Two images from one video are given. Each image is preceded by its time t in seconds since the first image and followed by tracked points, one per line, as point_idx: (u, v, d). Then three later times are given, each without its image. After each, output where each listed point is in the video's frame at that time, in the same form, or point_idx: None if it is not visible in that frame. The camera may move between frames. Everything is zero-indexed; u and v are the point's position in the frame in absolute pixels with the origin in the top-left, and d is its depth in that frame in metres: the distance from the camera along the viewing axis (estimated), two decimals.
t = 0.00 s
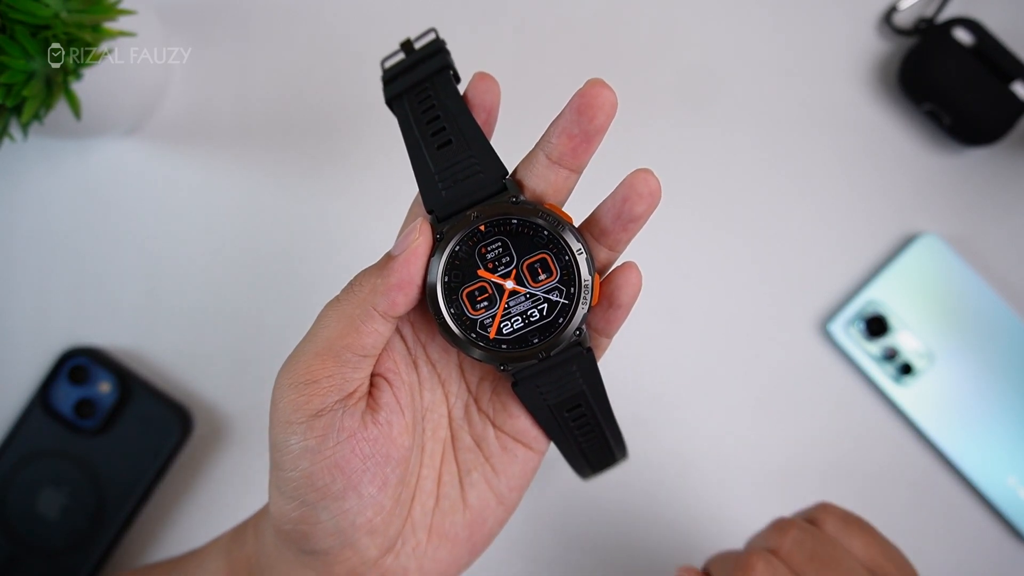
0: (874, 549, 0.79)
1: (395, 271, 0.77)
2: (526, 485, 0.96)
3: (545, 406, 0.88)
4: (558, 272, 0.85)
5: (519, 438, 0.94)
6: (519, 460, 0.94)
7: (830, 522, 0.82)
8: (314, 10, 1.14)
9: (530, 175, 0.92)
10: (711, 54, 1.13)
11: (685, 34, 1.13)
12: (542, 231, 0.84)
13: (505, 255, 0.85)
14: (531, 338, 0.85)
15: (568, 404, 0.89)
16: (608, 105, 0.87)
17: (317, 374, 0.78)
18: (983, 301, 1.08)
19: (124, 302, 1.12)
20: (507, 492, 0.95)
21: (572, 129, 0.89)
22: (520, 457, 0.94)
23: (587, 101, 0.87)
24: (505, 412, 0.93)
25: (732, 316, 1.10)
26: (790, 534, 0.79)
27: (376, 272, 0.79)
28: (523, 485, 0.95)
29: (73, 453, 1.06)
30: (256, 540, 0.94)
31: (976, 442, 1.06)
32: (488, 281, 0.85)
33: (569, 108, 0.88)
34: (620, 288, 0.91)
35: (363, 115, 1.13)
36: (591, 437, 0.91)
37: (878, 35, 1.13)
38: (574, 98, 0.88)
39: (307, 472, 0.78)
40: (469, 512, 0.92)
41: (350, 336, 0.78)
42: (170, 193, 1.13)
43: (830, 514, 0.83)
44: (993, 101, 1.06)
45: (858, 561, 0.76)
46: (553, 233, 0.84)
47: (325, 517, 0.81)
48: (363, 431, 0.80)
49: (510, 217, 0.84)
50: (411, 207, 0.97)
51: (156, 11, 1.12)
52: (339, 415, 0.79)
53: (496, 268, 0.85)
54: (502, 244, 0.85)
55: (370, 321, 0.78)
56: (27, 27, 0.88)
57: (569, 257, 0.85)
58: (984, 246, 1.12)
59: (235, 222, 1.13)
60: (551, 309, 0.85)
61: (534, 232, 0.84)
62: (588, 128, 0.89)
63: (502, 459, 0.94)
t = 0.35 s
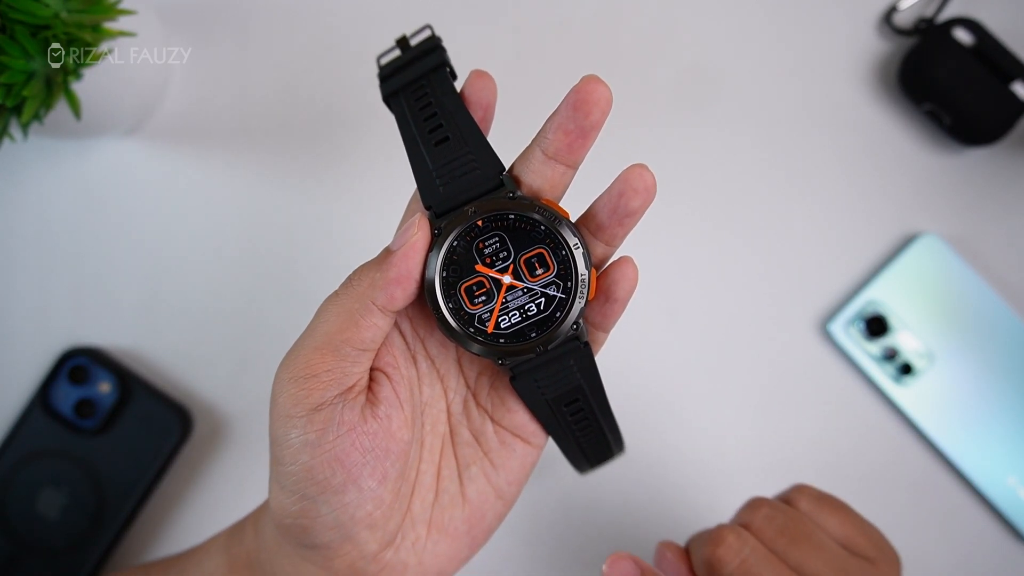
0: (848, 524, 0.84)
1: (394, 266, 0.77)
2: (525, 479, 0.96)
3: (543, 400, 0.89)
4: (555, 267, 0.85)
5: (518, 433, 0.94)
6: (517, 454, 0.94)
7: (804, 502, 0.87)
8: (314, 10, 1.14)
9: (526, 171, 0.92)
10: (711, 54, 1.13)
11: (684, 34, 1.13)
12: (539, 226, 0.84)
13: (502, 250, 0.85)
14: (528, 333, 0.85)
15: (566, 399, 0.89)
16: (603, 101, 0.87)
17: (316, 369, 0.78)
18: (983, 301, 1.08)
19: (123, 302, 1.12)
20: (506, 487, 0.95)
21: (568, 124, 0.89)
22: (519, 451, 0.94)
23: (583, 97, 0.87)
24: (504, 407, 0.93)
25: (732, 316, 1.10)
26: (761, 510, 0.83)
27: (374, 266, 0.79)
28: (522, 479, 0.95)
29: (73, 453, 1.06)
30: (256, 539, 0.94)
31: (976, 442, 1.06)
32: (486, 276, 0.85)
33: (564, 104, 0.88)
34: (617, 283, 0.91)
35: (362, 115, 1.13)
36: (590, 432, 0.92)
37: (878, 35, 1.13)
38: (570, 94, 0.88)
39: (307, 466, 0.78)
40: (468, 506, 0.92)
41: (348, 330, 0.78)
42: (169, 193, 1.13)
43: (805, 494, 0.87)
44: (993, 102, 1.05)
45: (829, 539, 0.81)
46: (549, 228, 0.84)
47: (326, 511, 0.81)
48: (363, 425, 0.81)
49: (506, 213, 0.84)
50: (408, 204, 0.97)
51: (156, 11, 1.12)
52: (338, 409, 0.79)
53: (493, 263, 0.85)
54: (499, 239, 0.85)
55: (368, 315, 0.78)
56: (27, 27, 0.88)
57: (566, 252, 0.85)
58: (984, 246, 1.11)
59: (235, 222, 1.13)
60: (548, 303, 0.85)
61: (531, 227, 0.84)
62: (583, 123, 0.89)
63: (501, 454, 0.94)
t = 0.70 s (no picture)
0: (881, 510, 0.85)
1: (393, 268, 0.77)
2: (525, 481, 0.96)
3: (542, 402, 0.89)
4: (554, 268, 0.85)
5: (517, 435, 0.94)
6: (517, 455, 0.94)
7: (840, 484, 0.87)
8: (314, 11, 1.14)
9: (526, 172, 0.92)
10: (711, 54, 1.13)
11: (684, 34, 1.13)
12: (538, 227, 0.84)
13: (501, 252, 0.85)
14: (527, 334, 0.85)
15: (565, 401, 0.89)
16: (603, 102, 0.87)
17: (315, 370, 0.78)
18: (984, 302, 1.08)
19: (123, 302, 1.12)
20: (506, 488, 0.95)
21: (567, 125, 0.89)
22: (519, 453, 0.94)
23: (582, 97, 0.87)
24: (504, 408, 0.93)
25: (732, 316, 1.10)
26: (798, 488, 0.83)
27: (374, 268, 0.79)
28: (522, 481, 0.95)
29: (73, 453, 1.06)
30: (256, 538, 0.94)
31: (976, 442, 1.06)
32: (485, 278, 0.85)
33: (564, 105, 0.88)
34: (616, 285, 0.91)
35: (362, 115, 1.13)
36: (590, 434, 0.91)
37: (878, 35, 1.13)
38: (569, 95, 0.88)
39: (306, 468, 0.78)
40: (468, 507, 0.92)
41: (348, 331, 0.78)
42: (169, 193, 1.13)
43: (841, 476, 0.88)
44: (993, 102, 1.05)
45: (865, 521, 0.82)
46: (548, 229, 0.84)
47: (325, 512, 0.81)
48: (362, 427, 0.81)
49: (505, 214, 0.84)
50: (408, 204, 0.97)
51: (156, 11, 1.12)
52: (337, 411, 0.79)
53: (492, 265, 0.85)
54: (498, 241, 0.85)
55: (367, 317, 0.78)
56: (27, 27, 0.88)
57: (565, 253, 0.85)
58: (983, 246, 1.11)
59: (235, 222, 1.13)
60: (547, 305, 0.85)
61: (530, 229, 0.84)
62: (582, 124, 0.89)
63: (501, 455, 0.94)
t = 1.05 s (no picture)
0: (827, 531, 0.83)
1: (394, 268, 0.77)
2: (526, 481, 0.96)
3: (543, 403, 0.88)
4: (555, 269, 0.85)
5: (518, 435, 0.94)
6: (518, 456, 0.94)
7: (784, 507, 0.85)
8: (314, 11, 1.14)
9: (526, 172, 0.92)
10: (711, 54, 1.13)
11: (684, 34, 1.13)
12: (539, 228, 0.84)
13: (502, 253, 0.85)
14: (528, 335, 0.85)
15: (566, 401, 0.89)
16: (603, 102, 0.87)
17: (316, 371, 0.78)
18: (983, 302, 1.08)
19: (123, 302, 1.12)
20: (506, 489, 0.95)
21: (568, 126, 0.89)
22: (519, 453, 0.94)
23: (582, 98, 0.87)
24: (504, 409, 0.93)
25: (732, 316, 1.10)
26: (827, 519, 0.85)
27: (374, 268, 0.79)
28: (522, 482, 0.95)
29: (73, 453, 1.06)
30: (256, 539, 0.94)
31: (976, 442, 1.06)
32: (485, 278, 0.85)
33: (564, 106, 0.88)
34: (617, 286, 0.91)
35: (362, 115, 1.13)
36: (591, 434, 0.91)
37: (878, 35, 1.13)
38: (569, 96, 0.88)
39: (307, 469, 0.78)
40: (469, 508, 0.92)
41: (348, 332, 0.78)
42: (169, 193, 1.13)
43: (785, 501, 0.86)
44: (992, 102, 1.06)
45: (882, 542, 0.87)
46: (549, 230, 0.84)
47: (326, 513, 0.81)
48: (363, 428, 0.81)
49: (506, 215, 0.84)
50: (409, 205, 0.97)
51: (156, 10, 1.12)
52: (338, 411, 0.79)
53: (493, 266, 0.85)
54: (499, 242, 0.85)
55: (368, 318, 0.78)
56: (27, 27, 0.88)
57: (566, 254, 0.85)
58: (983, 246, 1.11)
59: (234, 222, 1.13)
60: (548, 305, 0.85)
61: (531, 230, 0.84)
62: (583, 125, 0.89)
63: (501, 456, 0.94)
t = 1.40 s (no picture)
0: (885, 527, 0.81)
1: (392, 268, 0.77)
2: (525, 482, 0.96)
3: (542, 403, 0.88)
4: (554, 270, 0.85)
5: (517, 436, 0.94)
6: (517, 457, 0.94)
7: (840, 498, 0.84)
8: (314, 11, 1.14)
9: (525, 173, 0.92)
10: (711, 54, 1.13)
11: (684, 35, 1.13)
12: (538, 228, 0.84)
13: (501, 253, 0.85)
14: (527, 335, 0.85)
15: (565, 402, 0.89)
16: (602, 102, 0.87)
17: (315, 371, 0.78)
18: (983, 302, 1.08)
19: (123, 303, 1.12)
20: (506, 490, 0.95)
21: (567, 126, 0.89)
22: (518, 454, 0.94)
23: (582, 98, 0.86)
24: (503, 410, 0.93)
25: (732, 316, 1.10)
26: (801, 504, 0.82)
27: (373, 269, 0.79)
28: (522, 482, 0.95)
29: (73, 453, 1.06)
30: (256, 538, 0.94)
31: (976, 442, 1.06)
32: (484, 279, 0.85)
33: (564, 106, 0.88)
34: (617, 286, 0.91)
35: (362, 115, 1.13)
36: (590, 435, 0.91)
37: (878, 35, 1.13)
38: (568, 95, 0.88)
39: (305, 469, 0.78)
40: (468, 509, 0.92)
41: (347, 332, 0.78)
42: (169, 193, 1.13)
43: (840, 491, 0.84)
44: (992, 101, 1.05)
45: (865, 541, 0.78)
46: (548, 231, 0.84)
47: (324, 514, 0.81)
48: (362, 428, 0.81)
49: (505, 215, 0.84)
50: (409, 205, 0.97)
51: (156, 10, 1.12)
52: (336, 412, 0.79)
53: (492, 266, 0.85)
54: (497, 242, 0.85)
55: (366, 318, 0.78)
56: (27, 27, 0.88)
57: (564, 254, 0.85)
58: (983, 246, 1.11)
59: (234, 222, 1.13)
60: (546, 306, 0.85)
61: (529, 230, 0.84)
62: (582, 124, 0.89)
63: (501, 456, 0.94)
